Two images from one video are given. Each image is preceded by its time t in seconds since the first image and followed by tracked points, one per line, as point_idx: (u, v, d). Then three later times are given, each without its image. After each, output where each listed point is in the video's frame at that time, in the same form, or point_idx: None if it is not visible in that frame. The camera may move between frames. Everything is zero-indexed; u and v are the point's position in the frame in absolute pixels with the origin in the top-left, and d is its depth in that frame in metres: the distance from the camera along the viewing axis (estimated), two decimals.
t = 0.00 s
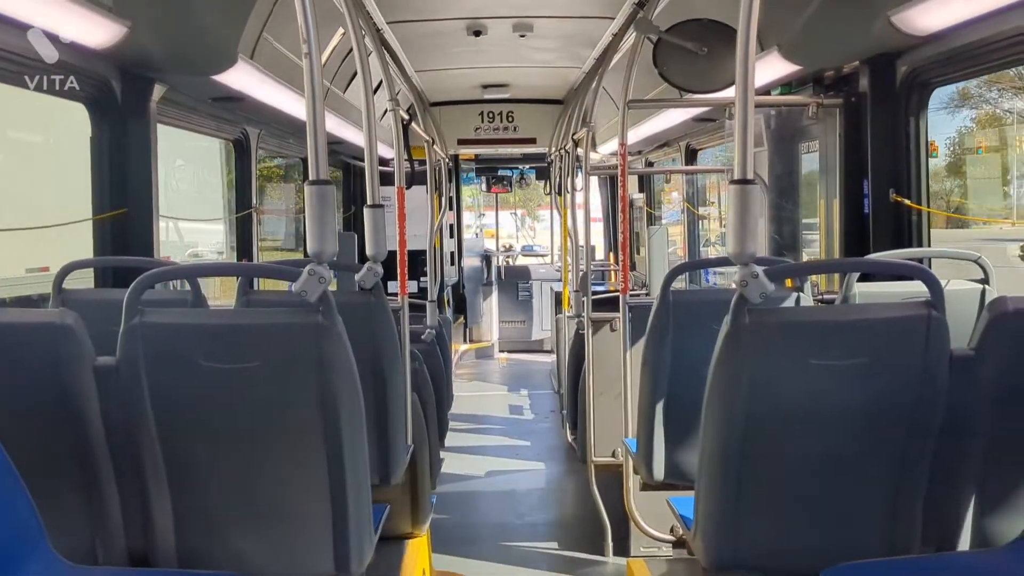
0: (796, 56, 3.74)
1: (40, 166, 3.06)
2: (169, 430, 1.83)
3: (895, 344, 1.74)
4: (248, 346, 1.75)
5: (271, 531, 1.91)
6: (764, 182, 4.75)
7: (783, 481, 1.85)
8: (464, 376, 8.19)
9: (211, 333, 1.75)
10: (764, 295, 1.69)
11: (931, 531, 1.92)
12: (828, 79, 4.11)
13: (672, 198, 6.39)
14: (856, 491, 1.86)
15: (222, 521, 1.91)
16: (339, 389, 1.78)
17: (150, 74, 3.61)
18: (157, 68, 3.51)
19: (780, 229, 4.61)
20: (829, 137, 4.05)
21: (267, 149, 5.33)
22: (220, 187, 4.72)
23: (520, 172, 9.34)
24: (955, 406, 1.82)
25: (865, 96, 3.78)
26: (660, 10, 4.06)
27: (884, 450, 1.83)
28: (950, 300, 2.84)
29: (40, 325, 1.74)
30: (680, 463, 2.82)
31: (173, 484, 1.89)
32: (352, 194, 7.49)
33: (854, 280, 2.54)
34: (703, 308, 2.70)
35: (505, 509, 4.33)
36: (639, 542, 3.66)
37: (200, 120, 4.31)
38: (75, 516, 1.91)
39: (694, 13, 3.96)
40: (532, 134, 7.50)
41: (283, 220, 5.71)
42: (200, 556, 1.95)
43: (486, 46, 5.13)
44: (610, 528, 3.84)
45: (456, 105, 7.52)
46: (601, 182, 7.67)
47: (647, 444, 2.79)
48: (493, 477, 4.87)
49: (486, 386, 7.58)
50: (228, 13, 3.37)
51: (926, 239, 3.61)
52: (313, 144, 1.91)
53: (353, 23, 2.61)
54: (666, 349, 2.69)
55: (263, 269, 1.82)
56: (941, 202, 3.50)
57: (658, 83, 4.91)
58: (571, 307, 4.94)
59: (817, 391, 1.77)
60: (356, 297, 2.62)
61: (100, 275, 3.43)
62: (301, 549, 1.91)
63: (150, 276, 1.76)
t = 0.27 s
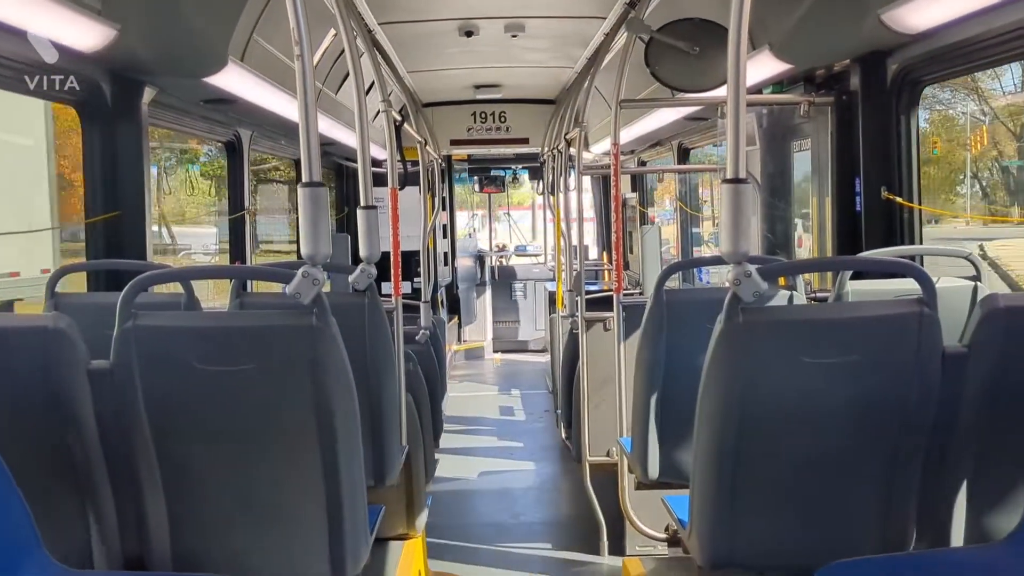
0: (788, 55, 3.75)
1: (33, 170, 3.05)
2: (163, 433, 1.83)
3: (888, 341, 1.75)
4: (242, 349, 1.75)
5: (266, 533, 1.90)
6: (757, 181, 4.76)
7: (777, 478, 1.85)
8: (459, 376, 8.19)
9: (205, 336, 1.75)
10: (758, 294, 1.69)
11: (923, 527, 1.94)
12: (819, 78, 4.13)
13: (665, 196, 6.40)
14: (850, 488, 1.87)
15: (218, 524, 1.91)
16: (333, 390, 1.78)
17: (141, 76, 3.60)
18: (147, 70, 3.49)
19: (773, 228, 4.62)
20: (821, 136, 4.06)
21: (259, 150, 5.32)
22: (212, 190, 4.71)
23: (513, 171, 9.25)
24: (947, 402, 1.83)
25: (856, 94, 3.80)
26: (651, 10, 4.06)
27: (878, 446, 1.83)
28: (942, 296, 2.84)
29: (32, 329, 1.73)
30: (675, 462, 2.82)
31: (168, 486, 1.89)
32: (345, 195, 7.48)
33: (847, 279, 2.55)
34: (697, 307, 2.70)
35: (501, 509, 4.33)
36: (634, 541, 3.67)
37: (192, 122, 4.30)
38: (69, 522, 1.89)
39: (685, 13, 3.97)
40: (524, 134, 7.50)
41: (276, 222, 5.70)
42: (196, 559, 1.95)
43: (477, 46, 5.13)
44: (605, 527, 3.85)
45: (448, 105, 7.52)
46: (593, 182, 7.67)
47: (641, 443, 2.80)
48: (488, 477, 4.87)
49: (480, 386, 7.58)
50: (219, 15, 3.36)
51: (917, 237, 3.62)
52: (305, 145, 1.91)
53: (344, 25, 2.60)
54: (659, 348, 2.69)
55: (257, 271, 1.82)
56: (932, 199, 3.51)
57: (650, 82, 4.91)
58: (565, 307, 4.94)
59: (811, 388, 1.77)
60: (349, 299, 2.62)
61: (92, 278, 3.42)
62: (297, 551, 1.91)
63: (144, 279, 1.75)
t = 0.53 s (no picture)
0: (783, 53, 3.76)
1: (28, 170, 3.04)
2: (159, 432, 1.82)
3: (883, 338, 1.75)
4: (237, 347, 1.75)
5: (262, 532, 1.90)
6: (752, 178, 4.77)
7: (773, 476, 1.86)
8: (455, 375, 8.19)
9: (201, 335, 1.75)
10: (753, 292, 1.70)
11: (919, 522, 1.94)
12: (814, 76, 4.13)
13: (660, 194, 6.41)
14: (846, 484, 1.87)
15: (214, 522, 1.91)
16: (329, 388, 1.78)
17: (136, 75, 3.59)
18: (142, 69, 3.48)
19: (768, 225, 4.63)
20: (816, 133, 4.07)
21: (254, 149, 5.31)
22: (207, 189, 4.70)
23: (508, 170, 9.35)
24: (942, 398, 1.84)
25: (851, 92, 3.81)
26: (646, 8, 4.07)
27: (874, 443, 1.84)
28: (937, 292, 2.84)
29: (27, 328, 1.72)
30: (671, 459, 2.83)
31: (165, 485, 1.88)
32: (340, 194, 7.47)
33: (842, 276, 2.56)
34: (692, 304, 2.71)
35: (497, 508, 4.34)
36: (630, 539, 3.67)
37: (187, 121, 4.29)
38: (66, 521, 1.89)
39: (680, 11, 3.97)
40: (520, 133, 7.50)
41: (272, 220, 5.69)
42: (192, 558, 1.94)
43: (473, 45, 5.13)
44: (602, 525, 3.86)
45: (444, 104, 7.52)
46: (589, 180, 7.68)
47: (638, 441, 2.80)
48: (485, 475, 4.87)
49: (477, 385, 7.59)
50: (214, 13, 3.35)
51: (913, 234, 3.63)
52: (301, 143, 1.91)
53: (339, 23, 2.60)
54: (656, 345, 2.70)
55: (252, 270, 1.82)
56: (926, 196, 3.52)
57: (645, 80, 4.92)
58: (561, 305, 4.94)
59: (807, 386, 1.78)
60: (345, 297, 2.61)
61: (87, 277, 3.41)
62: (293, 550, 1.90)
63: (141, 278, 1.75)
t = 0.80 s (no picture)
0: (783, 50, 3.76)
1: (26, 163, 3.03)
2: (159, 427, 1.82)
3: (883, 335, 1.75)
4: (237, 342, 1.75)
5: (261, 527, 1.90)
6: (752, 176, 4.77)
7: (772, 473, 1.86)
8: (453, 372, 8.19)
9: (202, 330, 1.75)
10: (754, 289, 1.70)
11: (918, 520, 1.94)
12: (815, 74, 4.14)
13: (660, 192, 6.41)
14: (845, 481, 1.87)
15: (214, 518, 1.90)
16: (330, 384, 1.78)
17: (135, 70, 3.58)
18: (141, 64, 3.48)
19: (768, 224, 4.64)
20: (817, 132, 4.08)
21: (254, 145, 5.30)
22: (207, 185, 4.69)
23: (507, 167, 9.37)
24: (941, 395, 1.84)
25: (851, 90, 3.81)
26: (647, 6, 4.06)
27: (873, 440, 1.84)
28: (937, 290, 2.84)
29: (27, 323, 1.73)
30: (670, 456, 2.83)
31: (163, 480, 1.88)
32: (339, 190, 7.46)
33: (843, 274, 2.56)
34: (692, 301, 2.71)
35: (496, 504, 4.34)
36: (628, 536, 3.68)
37: (186, 116, 4.29)
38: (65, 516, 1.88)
39: (680, 9, 3.97)
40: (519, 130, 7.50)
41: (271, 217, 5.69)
42: (191, 553, 1.94)
43: (472, 42, 5.13)
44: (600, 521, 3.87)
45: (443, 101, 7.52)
46: (588, 178, 7.68)
47: (637, 437, 2.80)
48: (484, 472, 4.87)
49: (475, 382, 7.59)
50: (214, 9, 3.34)
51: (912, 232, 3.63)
52: (301, 139, 1.90)
53: (340, 19, 2.59)
54: (655, 342, 2.70)
55: (252, 265, 1.82)
56: (926, 194, 3.52)
57: (646, 78, 4.92)
58: (560, 302, 4.94)
59: (807, 383, 1.77)
60: (346, 293, 2.61)
61: (85, 272, 3.40)
62: (292, 545, 1.90)
63: (142, 272, 1.75)
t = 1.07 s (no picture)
0: (785, 53, 3.76)
1: (26, 160, 3.03)
2: (156, 425, 1.82)
3: (882, 339, 1.75)
4: (235, 341, 1.75)
5: (258, 526, 1.90)
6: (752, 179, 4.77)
7: (770, 476, 1.85)
8: (452, 372, 8.19)
9: (200, 328, 1.75)
10: (753, 292, 1.69)
11: (915, 524, 1.94)
12: (816, 76, 4.14)
13: (660, 194, 6.41)
14: (843, 485, 1.87)
15: (211, 517, 1.90)
16: (328, 383, 1.77)
17: (136, 67, 3.58)
18: (142, 61, 3.48)
19: (768, 226, 4.63)
20: (817, 135, 4.08)
21: (254, 143, 5.30)
22: (207, 183, 4.69)
23: (508, 168, 9.27)
24: (940, 400, 1.83)
25: (852, 93, 3.81)
26: (649, 7, 4.06)
27: (871, 444, 1.84)
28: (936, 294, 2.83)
29: (26, 320, 1.73)
30: (668, 458, 2.83)
31: (160, 478, 1.88)
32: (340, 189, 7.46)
33: (842, 277, 2.56)
34: (691, 303, 2.71)
35: (493, 505, 4.34)
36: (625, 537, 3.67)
37: (187, 114, 4.29)
38: (61, 512, 1.88)
39: (681, 10, 3.97)
40: (520, 130, 7.50)
41: (271, 215, 5.69)
42: (187, 552, 1.94)
43: (474, 41, 5.13)
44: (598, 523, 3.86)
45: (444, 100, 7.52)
46: (589, 178, 7.68)
47: (636, 439, 2.80)
48: (481, 473, 4.87)
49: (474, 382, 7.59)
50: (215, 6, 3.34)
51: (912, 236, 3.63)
52: (302, 137, 1.90)
53: (342, 18, 2.59)
54: (654, 343, 2.70)
55: (252, 264, 1.82)
56: (926, 198, 3.52)
57: (647, 79, 4.93)
58: (559, 303, 4.94)
59: (805, 387, 1.77)
60: (346, 292, 2.61)
61: (84, 268, 3.40)
62: (289, 544, 1.90)
63: (142, 269, 1.74)
